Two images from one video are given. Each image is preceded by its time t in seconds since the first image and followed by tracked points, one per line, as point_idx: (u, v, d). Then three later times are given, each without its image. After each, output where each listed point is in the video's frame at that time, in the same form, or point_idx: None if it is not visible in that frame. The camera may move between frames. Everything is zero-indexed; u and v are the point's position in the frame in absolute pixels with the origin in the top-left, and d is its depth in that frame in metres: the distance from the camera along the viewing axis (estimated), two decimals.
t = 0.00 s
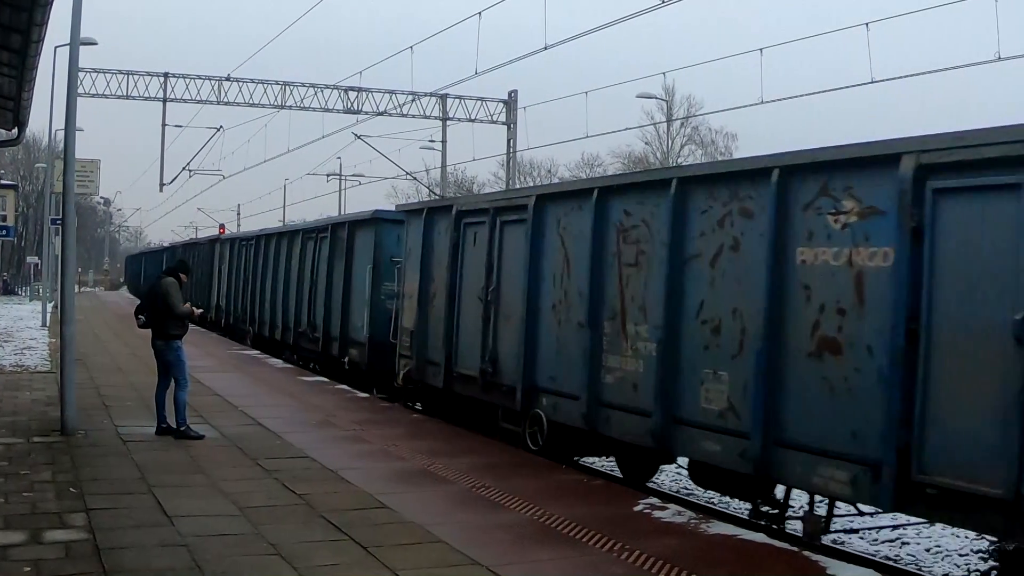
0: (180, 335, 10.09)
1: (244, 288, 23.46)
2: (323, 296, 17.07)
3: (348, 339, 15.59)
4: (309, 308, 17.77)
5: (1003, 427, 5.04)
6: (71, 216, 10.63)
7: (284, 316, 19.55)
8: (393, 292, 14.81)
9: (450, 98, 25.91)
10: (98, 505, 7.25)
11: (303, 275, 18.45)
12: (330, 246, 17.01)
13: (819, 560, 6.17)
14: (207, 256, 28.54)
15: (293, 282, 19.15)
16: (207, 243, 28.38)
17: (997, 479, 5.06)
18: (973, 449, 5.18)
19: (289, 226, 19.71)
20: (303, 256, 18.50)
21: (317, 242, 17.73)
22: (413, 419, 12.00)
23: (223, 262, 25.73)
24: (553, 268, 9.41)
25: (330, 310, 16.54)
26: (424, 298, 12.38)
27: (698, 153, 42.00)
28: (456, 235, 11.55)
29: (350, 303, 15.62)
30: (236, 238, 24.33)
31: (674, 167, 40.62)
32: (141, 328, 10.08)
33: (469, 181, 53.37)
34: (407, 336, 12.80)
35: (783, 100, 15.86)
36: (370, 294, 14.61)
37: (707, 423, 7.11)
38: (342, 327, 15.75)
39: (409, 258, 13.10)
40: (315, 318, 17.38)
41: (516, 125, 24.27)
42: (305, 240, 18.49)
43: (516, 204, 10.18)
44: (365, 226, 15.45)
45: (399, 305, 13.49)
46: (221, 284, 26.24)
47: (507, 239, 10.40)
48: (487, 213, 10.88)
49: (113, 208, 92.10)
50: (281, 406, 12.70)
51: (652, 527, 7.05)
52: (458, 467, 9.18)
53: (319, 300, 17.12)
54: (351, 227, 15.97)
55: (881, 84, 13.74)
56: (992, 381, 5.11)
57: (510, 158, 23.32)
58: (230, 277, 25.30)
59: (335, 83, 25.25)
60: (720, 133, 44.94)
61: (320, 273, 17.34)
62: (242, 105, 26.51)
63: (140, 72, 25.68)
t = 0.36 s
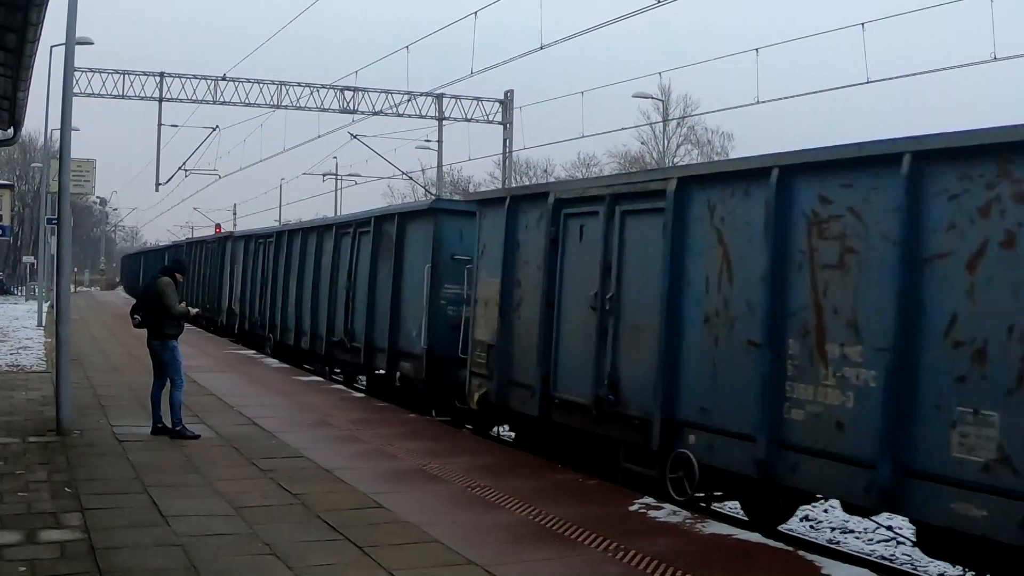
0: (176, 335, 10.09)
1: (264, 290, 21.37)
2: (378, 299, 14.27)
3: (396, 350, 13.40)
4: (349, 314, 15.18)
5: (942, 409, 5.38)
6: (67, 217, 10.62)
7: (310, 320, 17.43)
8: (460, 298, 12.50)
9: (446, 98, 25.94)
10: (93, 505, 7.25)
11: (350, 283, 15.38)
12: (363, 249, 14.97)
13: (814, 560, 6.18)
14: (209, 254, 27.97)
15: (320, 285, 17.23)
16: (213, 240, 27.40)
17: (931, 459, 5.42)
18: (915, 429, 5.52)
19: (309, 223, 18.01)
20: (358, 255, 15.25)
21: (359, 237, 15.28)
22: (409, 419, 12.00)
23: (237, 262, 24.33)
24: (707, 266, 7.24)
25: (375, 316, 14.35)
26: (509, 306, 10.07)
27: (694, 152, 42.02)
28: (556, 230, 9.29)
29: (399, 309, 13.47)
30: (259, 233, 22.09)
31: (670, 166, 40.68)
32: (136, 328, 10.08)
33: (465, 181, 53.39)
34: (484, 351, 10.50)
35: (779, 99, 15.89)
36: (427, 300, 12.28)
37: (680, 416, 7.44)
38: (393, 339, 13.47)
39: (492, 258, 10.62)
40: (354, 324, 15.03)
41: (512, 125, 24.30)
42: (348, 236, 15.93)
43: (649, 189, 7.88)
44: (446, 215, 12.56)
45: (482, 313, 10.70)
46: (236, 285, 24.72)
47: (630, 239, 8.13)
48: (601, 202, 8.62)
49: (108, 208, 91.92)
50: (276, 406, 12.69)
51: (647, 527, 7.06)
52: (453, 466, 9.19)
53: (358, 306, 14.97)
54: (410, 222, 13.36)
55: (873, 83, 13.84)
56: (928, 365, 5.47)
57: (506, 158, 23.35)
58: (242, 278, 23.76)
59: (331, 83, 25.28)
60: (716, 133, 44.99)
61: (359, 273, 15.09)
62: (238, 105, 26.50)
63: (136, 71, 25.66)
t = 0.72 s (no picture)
0: (171, 335, 10.09)
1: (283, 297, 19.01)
2: (451, 308, 11.57)
3: (469, 368, 11.14)
4: (435, 327, 11.98)
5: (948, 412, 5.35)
6: (61, 217, 10.62)
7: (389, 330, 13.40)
8: (553, 304, 10.23)
9: (441, 98, 25.97)
10: (88, 505, 7.25)
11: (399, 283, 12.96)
12: (472, 239, 11.29)
13: (809, 560, 6.20)
14: (208, 254, 26.67)
15: (381, 290, 13.78)
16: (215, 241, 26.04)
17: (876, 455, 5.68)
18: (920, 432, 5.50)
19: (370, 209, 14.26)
20: (416, 252, 12.71)
21: (444, 226, 11.99)
22: (403, 419, 12.01)
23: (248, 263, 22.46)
24: (961, 270, 5.32)
25: (468, 327, 11.25)
26: (636, 317, 7.98)
27: (689, 152, 42.04)
28: (712, 222, 7.17)
29: (471, 314, 11.22)
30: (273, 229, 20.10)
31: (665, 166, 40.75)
32: (130, 328, 10.09)
33: (460, 181, 53.42)
34: (599, 372, 8.37)
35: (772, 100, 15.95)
36: (510, 309, 10.03)
37: (680, 417, 7.38)
38: (437, 350, 11.90)
39: (615, 256, 8.33)
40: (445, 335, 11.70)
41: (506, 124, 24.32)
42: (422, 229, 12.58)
43: (861, 168, 5.90)
44: (542, 205, 10.31)
45: (597, 323, 8.47)
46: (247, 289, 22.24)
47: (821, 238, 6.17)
48: (785, 185, 6.55)
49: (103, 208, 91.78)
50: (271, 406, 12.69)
51: (642, 527, 7.08)
52: (447, 466, 9.21)
53: (456, 315, 11.38)
54: (495, 210, 10.87)
55: (864, 84, 13.95)
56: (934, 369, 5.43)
57: (500, 157, 23.38)
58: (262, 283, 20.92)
59: (326, 83, 25.32)
60: (710, 133, 45.06)
61: (440, 270, 12.02)
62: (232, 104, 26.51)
63: (131, 71, 25.68)
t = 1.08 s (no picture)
0: (164, 334, 10.11)
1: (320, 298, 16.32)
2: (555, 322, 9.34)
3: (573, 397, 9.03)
4: (536, 344, 9.66)
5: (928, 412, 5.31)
6: (54, 217, 10.63)
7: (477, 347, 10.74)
8: (693, 313, 8.23)
9: (435, 98, 26.01)
10: (81, 505, 7.26)
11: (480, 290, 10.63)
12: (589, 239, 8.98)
13: (803, 560, 6.23)
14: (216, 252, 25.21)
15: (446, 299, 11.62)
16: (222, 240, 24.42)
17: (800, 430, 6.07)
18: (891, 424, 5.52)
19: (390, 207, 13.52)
20: (498, 252, 10.46)
21: (558, 229, 9.41)
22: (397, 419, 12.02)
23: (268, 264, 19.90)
24: None
25: (578, 360, 9.00)
26: (851, 334, 5.81)
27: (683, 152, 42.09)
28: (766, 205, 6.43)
29: (581, 329, 9.02)
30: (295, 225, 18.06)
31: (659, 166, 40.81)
32: (124, 328, 10.10)
33: (454, 181, 53.42)
34: (785, 406, 6.15)
35: (765, 100, 15.99)
36: (642, 320, 7.99)
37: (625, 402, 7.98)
38: (573, 378, 9.04)
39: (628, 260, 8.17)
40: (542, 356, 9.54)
41: (500, 124, 24.35)
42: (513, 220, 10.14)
43: None
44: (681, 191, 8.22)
45: (781, 343, 6.25)
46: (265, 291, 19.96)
47: (782, 216, 6.34)
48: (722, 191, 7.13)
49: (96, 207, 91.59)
50: (264, 406, 12.69)
51: (635, 527, 7.11)
52: (441, 466, 9.24)
53: (596, 339, 8.75)
54: (628, 201, 8.43)
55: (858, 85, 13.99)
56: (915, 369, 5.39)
57: (495, 157, 23.39)
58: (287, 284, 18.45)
59: (320, 83, 25.35)
60: (704, 133, 45.18)
61: (546, 272, 9.59)
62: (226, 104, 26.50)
63: (125, 71, 25.67)
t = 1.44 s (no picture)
0: (157, 334, 10.11)
1: (364, 303, 13.60)
2: (710, 340, 7.00)
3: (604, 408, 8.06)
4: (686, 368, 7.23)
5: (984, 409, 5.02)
6: (47, 217, 10.63)
7: (503, 357, 9.80)
8: (922, 332, 5.99)
9: (428, 97, 26.04)
10: (75, 505, 7.27)
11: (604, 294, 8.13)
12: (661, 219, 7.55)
13: (796, 560, 6.26)
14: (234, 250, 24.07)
15: (453, 292, 11.04)
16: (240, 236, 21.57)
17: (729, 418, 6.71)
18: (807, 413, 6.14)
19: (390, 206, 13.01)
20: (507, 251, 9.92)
21: (723, 225, 6.96)
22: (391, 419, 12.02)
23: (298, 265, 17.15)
24: None
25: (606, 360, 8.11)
26: None
27: (677, 152, 42.12)
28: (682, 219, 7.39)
29: (755, 355, 6.63)
30: (328, 219, 15.50)
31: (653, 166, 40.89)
32: (117, 328, 10.10)
33: (448, 181, 53.44)
34: None
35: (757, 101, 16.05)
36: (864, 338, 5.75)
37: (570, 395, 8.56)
38: (749, 417, 6.63)
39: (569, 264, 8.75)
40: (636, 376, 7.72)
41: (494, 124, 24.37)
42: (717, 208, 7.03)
43: None
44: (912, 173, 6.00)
45: None
46: (290, 297, 17.35)
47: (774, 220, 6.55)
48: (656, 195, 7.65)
49: (90, 206, 91.37)
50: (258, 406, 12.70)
51: (629, 527, 7.14)
52: (435, 466, 9.26)
53: (616, 330, 7.97)
54: (840, 183, 6.07)
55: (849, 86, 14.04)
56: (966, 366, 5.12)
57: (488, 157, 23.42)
58: (318, 290, 15.72)
59: (314, 82, 25.36)
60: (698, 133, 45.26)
61: (716, 272, 6.98)
62: (219, 104, 26.50)
63: (118, 70, 25.65)
